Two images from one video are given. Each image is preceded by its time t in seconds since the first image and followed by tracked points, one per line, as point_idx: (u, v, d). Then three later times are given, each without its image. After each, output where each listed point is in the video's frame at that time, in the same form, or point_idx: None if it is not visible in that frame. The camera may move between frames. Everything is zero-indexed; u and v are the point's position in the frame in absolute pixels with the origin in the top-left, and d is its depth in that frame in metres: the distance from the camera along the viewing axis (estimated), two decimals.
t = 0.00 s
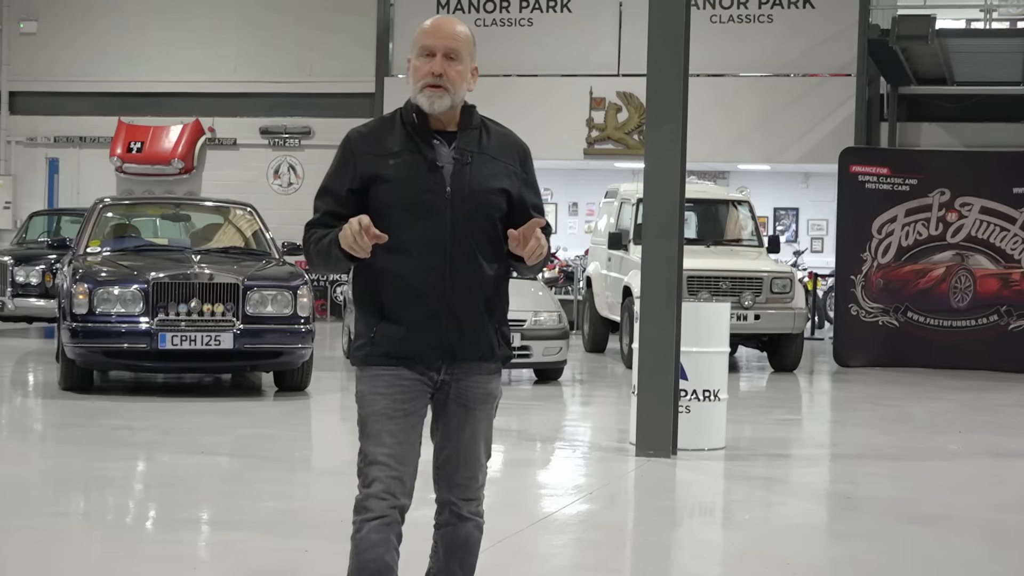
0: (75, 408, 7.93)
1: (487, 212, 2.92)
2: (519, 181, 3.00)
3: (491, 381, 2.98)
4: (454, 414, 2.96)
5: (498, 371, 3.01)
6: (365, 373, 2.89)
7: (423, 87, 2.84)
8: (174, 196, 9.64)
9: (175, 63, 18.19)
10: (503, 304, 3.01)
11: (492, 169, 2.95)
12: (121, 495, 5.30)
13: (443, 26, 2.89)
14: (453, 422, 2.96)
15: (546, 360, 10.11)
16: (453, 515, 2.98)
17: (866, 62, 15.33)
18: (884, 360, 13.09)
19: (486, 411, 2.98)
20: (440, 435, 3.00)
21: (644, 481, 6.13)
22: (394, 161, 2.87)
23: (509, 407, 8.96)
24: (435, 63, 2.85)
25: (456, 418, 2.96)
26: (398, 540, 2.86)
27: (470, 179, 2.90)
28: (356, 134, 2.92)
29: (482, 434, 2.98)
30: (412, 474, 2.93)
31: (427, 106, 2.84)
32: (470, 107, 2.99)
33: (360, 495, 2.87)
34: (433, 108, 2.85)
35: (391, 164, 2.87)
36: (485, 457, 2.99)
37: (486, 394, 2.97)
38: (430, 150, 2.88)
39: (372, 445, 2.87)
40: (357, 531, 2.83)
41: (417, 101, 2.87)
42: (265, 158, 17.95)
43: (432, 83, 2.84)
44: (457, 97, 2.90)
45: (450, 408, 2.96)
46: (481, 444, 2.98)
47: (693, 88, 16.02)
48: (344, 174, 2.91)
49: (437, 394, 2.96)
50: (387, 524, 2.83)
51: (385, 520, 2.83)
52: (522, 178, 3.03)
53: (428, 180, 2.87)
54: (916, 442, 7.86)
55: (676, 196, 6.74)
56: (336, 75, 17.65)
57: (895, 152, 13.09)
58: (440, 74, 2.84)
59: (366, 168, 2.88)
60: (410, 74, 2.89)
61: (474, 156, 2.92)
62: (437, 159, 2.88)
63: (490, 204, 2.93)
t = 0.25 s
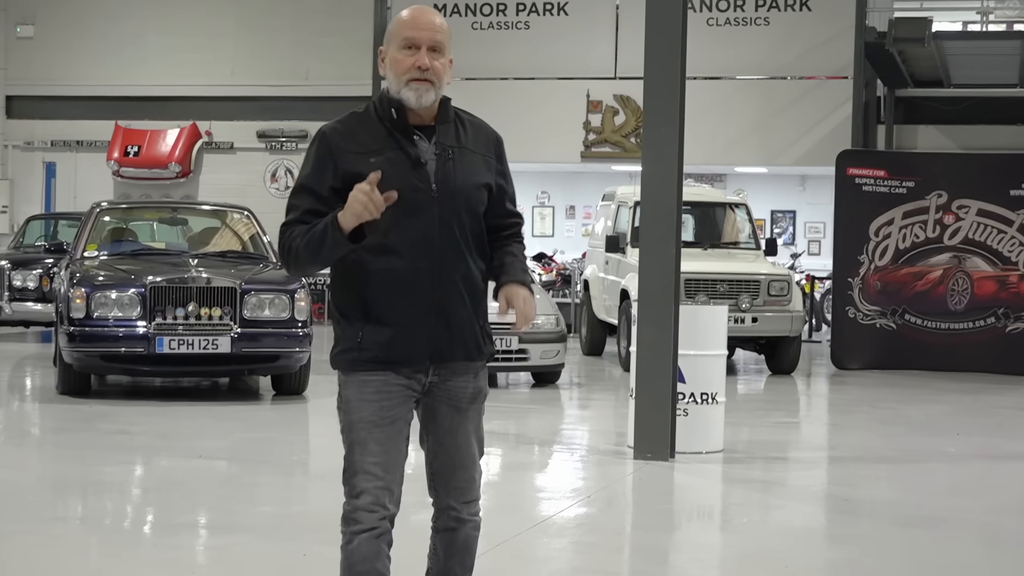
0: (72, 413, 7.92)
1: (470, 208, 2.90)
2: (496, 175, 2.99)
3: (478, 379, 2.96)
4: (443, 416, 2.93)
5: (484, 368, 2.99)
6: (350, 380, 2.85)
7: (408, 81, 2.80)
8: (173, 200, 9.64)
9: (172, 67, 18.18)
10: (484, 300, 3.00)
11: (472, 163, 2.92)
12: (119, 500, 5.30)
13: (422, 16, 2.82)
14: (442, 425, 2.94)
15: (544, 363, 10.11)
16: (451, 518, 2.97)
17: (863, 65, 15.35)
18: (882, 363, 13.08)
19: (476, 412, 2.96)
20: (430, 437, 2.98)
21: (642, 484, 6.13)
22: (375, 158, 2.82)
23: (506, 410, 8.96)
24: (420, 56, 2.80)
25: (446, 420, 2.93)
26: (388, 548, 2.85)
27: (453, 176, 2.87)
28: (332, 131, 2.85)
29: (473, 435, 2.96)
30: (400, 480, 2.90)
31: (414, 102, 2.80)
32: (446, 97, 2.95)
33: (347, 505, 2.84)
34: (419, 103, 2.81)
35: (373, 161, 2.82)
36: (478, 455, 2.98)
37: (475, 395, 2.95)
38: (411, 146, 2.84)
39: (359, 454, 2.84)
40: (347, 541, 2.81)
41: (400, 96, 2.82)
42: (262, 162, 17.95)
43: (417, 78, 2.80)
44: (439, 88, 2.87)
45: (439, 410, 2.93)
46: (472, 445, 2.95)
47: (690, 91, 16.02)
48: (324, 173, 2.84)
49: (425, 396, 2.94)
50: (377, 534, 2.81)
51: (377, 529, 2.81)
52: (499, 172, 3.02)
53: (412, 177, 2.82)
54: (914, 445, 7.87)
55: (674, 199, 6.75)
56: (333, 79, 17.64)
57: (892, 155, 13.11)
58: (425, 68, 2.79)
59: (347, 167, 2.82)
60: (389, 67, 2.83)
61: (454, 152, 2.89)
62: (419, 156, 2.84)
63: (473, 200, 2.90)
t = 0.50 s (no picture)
0: (71, 422, 7.91)
1: (458, 212, 2.84)
2: (479, 178, 2.95)
3: (471, 385, 2.88)
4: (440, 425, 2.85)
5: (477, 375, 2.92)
6: (340, 394, 2.75)
7: (392, 85, 2.73)
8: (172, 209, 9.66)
9: (170, 76, 18.19)
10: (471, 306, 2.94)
11: (458, 167, 2.87)
12: (117, 509, 5.29)
13: (404, 17, 2.77)
14: (439, 434, 2.85)
15: (543, 371, 10.11)
16: (463, 529, 2.88)
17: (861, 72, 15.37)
18: (880, 370, 13.10)
19: (472, 419, 2.87)
20: (427, 448, 2.88)
21: (641, 493, 6.12)
22: (363, 165, 2.74)
23: (505, 418, 8.95)
24: (405, 59, 2.73)
25: (443, 428, 2.84)
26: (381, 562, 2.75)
27: (441, 180, 2.81)
28: (315, 137, 2.75)
29: (473, 441, 2.86)
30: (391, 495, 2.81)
31: (399, 106, 2.74)
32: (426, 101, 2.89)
33: (337, 521, 2.74)
34: (403, 106, 2.75)
35: (360, 168, 2.74)
36: (479, 463, 2.87)
37: (469, 401, 2.87)
38: (398, 151, 2.77)
39: (348, 469, 2.74)
40: (339, 557, 2.72)
41: (384, 100, 2.75)
42: (260, 170, 17.97)
43: (401, 81, 2.73)
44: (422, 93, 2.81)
45: (435, 419, 2.85)
46: (473, 452, 2.85)
47: (688, 99, 16.04)
48: (309, 180, 2.73)
49: (419, 406, 2.85)
50: (368, 549, 2.72)
51: (368, 545, 2.72)
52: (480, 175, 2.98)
53: (401, 183, 2.75)
54: (913, 453, 7.86)
55: (673, 206, 6.75)
56: (331, 87, 17.64)
57: (890, 162, 13.12)
58: (410, 71, 2.73)
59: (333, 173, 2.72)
60: (372, 70, 2.77)
61: (440, 155, 2.83)
62: (406, 161, 2.77)
63: (460, 203, 2.85)
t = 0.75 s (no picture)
0: (69, 429, 7.90)
1: (452, 218, 2.85)
2: (471, 183, 2.96)
3: (467, 392, 2.88)
4: (436, 434, 2.85)
5: (474, 381, 2.93)
6: (336, 404, 2.74)
7: (384, 91, 2.74)
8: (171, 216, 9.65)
9: (169, 83, 18.20)
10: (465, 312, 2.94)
11: (451, 172, 2.88)
12: (116, 516, 5.28)
13: (397, 21, 2.77)
14: (436, 443, 2.85)
15: (542, 378, 10.11)
16: (460, 538, 2.88)
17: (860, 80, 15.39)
18: (879, 377, 13.10)
19: (468, 427, 2.87)
20: (423, 458, 2.88)
21: (640, 500, 6.11)
22: (356, 171, 2.73)
23: (504, 425, 8.94)
24: (398, 64, 2.74)
25: (440, 436, 2.85)
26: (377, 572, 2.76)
27: (436, 185, 2.82)
28: (307, 143, 2.74)
29: (471, 449, 2.87)
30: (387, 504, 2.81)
31: (392, 113, 2.75)
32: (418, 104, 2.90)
33: (333, 531, 2.75)
34: (396, 113, 2.76)
35: (354, 175, 2.73)
36: (476, 472, 2.87)
37: (466, 408, 2.87)
38: (392, 156, 2.77)
39: (344, 480, 2.74)
40: (335, 568, 2.72)
41: (377, 106, 2.76)
42: (259, 177, 17.98)
43: (395, 87, 2.74)
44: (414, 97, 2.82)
45: (431, 427, 2.85)
46: (470, 459, 2.86)
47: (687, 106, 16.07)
48: (302, 188, 2.72)
49: (415, 414, 2.85)
50: (365, 559, 2.72)
51: (363, 556, 2.72)
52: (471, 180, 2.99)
53: (396, 189, 2.75)
54: (913, 460, 7.86)
55: (672, 213, 6.76)
56: (330, 95, 17.66)
57: (889, 169, 13.14)
58: (403, 76, 2.74)
59: (327, 180, 2.72)
60: (365, 75, 2.77)
61: (433, 160, 2.84)
62: (401, 167, 2.78)
63: (455, 209, 2.86)
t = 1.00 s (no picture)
0: (67, 434, 7.90)
1: (452, 222, 2.86)
2: (470, 187, 2.97)
3: (465, 397, 2.88)
4: (434, 439, 2.85)
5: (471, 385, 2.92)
6: (335, 410, 2.74)
7: (385, 95, 2.74)
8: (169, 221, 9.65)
9: (168, 87, 18.21)
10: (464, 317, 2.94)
11: (450, 176, 2.89)
12: (114, 521, 5.28)
13: (397, 24, 2.77)
14: (434, 448, 2.85)
15: (540, 383, 10.11)
16: (458, 543, 2.87)
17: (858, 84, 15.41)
18: (877, 381, 13.11)
19: (466, 431, 2.87)
20: (421, 463, 2.88)
21: (638, 504, 6.11)
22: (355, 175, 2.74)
23: (502, 430, 8.94)
24: (398, 68, 2.75)
25: (438, 442, 2.84)
26: None
27: (436, 189, 2.82)
28: (305, 147, 2.74)
29: (468, 454, 2.86)
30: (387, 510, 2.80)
31: (392, 117, 2.75)
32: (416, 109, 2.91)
33: (332, 538, 2.74)
34: (397, 117, 2.76)
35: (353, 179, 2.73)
36: (473, 477, 2.87)
37: (464, 413, 2.87)
38: (391, 161, 2.78)
39: (344, 486, 2.73)
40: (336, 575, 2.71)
41: (377, 110, 2.76)
42: (257, 182, 17.98)
43: (395, 91, 2.75)
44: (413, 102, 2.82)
45: (429, 433, 2.85)
46: (467, 463, 2.86)
47: (685, 110, 16.09)
48: (300, 191, 2.72)
49: (413, 420, 2.85)
50: (365, 566, 2.72)
51: (363, 563, 2.71)
52: (469, 184, 2.99)
53: (395, 194, 2.75)
54: (911, 464, 7.85)
55: (670, 217, 6.76)
56: (328, 99, 17.66)
57: (887, 173, 13.16)
58: (404, 81, 2.74)
59: (326, 185, 2.72)
60: (364, 79, 2.77)
61: (432, 164, 2.85)
62: (400, 171, 2.78)
63: (454, 213, 2.87)
